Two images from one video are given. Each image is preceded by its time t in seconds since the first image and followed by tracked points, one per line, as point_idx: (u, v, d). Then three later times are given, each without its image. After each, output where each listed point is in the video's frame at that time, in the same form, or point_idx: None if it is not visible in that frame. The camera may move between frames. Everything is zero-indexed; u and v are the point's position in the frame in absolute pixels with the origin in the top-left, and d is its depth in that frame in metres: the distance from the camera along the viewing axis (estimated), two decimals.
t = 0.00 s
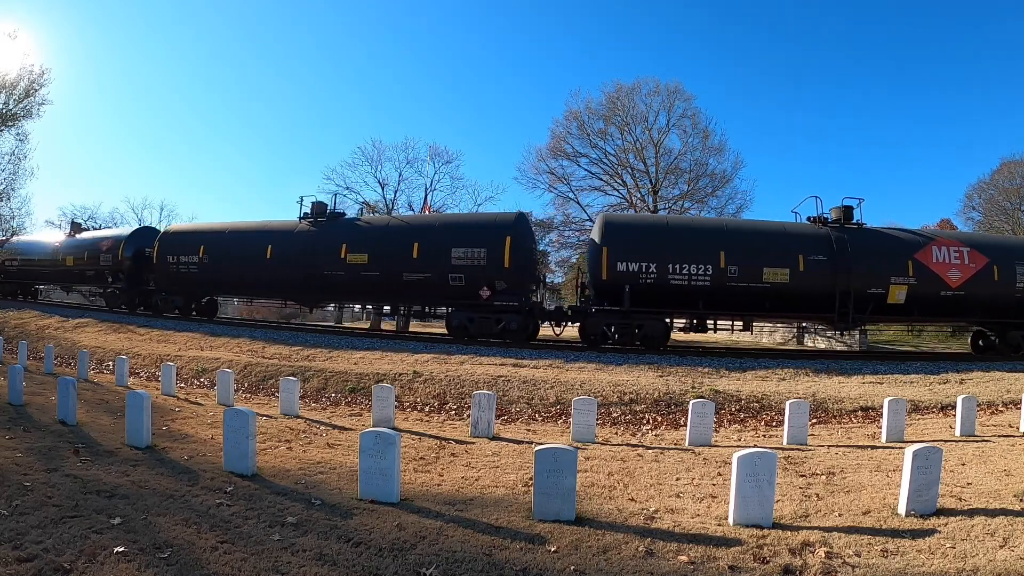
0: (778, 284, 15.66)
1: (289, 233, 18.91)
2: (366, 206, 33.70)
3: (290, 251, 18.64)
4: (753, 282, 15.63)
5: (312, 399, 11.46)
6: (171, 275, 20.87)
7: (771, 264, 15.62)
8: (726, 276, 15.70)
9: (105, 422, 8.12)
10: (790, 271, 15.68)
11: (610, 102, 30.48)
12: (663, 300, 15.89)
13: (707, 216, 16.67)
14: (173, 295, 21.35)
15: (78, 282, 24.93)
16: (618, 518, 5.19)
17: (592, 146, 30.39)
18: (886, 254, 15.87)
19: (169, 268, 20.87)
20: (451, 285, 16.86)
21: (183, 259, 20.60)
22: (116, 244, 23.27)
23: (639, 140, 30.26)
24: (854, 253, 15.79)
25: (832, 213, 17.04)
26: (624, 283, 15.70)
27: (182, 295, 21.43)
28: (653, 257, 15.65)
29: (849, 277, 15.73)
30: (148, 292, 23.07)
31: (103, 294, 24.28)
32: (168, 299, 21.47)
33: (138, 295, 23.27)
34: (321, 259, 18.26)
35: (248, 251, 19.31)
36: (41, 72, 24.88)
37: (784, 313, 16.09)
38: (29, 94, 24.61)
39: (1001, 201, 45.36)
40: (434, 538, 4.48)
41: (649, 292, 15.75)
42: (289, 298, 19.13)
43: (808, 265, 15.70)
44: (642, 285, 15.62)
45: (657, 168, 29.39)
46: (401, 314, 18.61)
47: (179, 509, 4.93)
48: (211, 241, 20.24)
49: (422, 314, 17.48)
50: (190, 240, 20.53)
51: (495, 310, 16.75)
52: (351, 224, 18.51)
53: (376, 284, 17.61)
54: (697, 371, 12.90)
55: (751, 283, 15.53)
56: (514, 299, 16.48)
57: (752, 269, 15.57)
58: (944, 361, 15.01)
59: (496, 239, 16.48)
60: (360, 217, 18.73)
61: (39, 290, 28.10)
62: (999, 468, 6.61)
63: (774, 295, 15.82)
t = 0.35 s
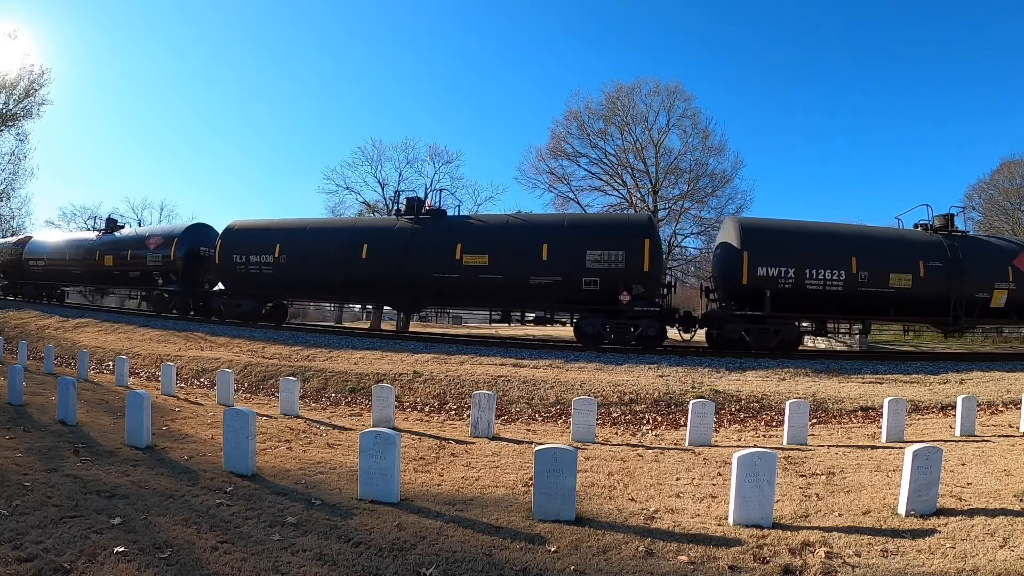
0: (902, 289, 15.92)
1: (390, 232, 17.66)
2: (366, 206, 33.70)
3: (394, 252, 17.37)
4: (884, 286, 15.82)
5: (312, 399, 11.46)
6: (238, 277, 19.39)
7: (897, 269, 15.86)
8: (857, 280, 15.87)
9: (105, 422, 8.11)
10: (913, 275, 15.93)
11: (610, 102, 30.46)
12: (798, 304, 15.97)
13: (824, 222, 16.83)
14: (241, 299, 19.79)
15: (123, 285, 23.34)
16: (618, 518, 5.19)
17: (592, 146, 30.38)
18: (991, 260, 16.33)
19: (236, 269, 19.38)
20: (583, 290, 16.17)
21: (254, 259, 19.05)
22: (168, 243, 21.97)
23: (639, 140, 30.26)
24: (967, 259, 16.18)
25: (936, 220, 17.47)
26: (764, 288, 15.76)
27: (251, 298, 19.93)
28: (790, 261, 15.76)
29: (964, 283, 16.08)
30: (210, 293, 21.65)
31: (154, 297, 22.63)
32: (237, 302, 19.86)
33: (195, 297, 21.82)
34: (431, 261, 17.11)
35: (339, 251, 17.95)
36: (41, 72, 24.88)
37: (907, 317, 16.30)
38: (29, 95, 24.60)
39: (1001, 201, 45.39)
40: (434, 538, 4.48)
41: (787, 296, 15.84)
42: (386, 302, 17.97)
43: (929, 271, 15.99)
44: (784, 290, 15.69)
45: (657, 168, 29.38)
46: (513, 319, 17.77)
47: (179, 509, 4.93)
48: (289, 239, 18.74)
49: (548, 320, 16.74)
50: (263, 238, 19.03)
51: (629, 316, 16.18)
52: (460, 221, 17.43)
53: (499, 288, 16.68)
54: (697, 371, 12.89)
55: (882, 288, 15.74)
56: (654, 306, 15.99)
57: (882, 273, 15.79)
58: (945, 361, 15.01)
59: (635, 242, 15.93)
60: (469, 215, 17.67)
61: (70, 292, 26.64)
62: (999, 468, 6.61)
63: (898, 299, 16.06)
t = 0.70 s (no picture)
0: (1003, 293, 16.68)
1: (511, 232, 16.71)
2: (366, 206, 33.71)
3: (519, 254, 16.44)
4: (991, 291, 16.49)
5: (312, 399, 11.46)
6: (324, 279, 17.81)
7: (1001, 275, 16.55)
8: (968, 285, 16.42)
9: (105, 422, 8.12)
10: (1011, 281, 16.72)
11: (610, 102, 30.45)
12: (917, 309, 16.33)
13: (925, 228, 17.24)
14: (323, 305, 18.22)
15: (177, 288, 21.70)
16: (618, 518, 5.19)
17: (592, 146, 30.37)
18: None
19: (322, 271, 17.81)
20: (724, 296, 15.90)
21: (343, 260, 17.58)
22: (230, 241, 20.30)
23: (639, 140, 30.25)
24: None
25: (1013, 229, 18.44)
26: (891, 293, 16.00)
27: (332, 302, 18.42)
28: (913, 266, 16.05)
29: None
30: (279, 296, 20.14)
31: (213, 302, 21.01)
32: (317, 309, 18.21)
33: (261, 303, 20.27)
34: (559, 263, 16.31)
35: (452, 253, 16.84)
36: (41, 72, 24.90)
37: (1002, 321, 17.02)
38: (29, 95, 24.61)
39: (1001, 201, 45.37)
40: (434, 538, 4.48)
41: (911, 301, 16.14)
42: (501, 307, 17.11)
43: None
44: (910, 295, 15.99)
45: (657, 168, 29.37)
46: (624, 324, 17.30)
47: (179, 509, 4.93)
48: (387, 239, 17.41)
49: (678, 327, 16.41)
50: (355, 237, 17.62)
51: (766, 321, 16.11)
52: (587, 222, 16.71)
53: (636, 293, 16.16)
54: (697, 371, 12.90)
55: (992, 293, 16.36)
56: (792, 310, 15.90)
57: (989, 279, 16.44)
58: (944, 361, 15.00)
59: (775, 247, 15.85)
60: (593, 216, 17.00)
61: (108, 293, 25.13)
62: (999, 468, 6.61)
63: (998, 304, 16.78)
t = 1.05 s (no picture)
0: None
1: (645, 235, 16.16)
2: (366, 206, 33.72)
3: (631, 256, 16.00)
4: None
5: (312, 399, 11.46)
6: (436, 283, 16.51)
7: None
8: None
9: (105, 422, 8.12)
10: None
11: (610, 102, 30.44)
12: (1015, 312, 16.57)
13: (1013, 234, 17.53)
14: (430, 311, 16.89)
15: (243, 291, 19.86)
16: (618, 518, 5.19)
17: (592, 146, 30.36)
18: None
19: (433, 274, 16.53)
20: (852, 300, 15.95)
21: (457, 262, 16.35)
22: (314, 240, 18.60)
23: (639, 140, 30.24)
24: None
25: None
26: (996, 297, 16.19)
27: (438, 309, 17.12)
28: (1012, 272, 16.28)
29: None
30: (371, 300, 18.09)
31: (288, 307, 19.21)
32: (424, 316, 16.85)
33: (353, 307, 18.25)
34: (698, 266, 15.88)
35: (582, 255, 16.04)
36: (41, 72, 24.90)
37: None
38: (29, 95, 24.61)
39: (1001, 201, 45.36)
40: (434, 538, 4.49)
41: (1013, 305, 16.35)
42: (588, 312, 16.72)
43: None
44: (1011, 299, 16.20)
45: (657, 168, 29.37)
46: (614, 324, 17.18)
47: (179, 509, 4.93)
48: (508, 239, 16.31)
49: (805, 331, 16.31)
50: (470, 236, 16.47)
51: (887, 324, 16.28)
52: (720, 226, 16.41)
53: (772, 298, 15.98)
54: (697, 371, 12.91)
55: None
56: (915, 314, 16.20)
57: None
58: (944, 361, 15.00)
59: (900, 252, 16.01)
60: (718, 219, 16.65)
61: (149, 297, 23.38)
62: (999, 468, 6.61)
63: None
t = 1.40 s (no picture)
0: None
1: (783, 239, 15.82)
2: (366, 206, 33.75)
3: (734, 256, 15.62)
4: None
5: (312, 399, 11.46)
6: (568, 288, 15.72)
7: None
8: None
9: (105, 422, 8.12)
10: None
11: (610, 102, 30.45)
12: None
13: None
14: (558, 317, 16.06)
15: (331, 294, 18.57)
16: (618, 518, 5.19)
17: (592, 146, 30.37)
18: None
19: (564, 279, 15.72)
20: (961, 303, 16.03)
21: (593, 266, 15.67)
22: (420, 240, 17.41)
23: (639, 140, 30.26)
24: None
25: None
26: None
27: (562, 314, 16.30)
28: None
29: None
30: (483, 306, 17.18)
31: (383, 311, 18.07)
32: (553, 322, 16.00)
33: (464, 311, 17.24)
34: (835, 271, 15.61)
35: (723, 259, 15.59)
36: (41, 72, 24.87)
37: None
38: (29, 95, 24.60)
39: (1002, 201, 45.33)
40: (434, 538, 4.49)
41: None
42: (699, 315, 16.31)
43: None
44: None
45: (657, 168, 29.38)
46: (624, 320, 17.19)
47: (179, 509, 4.93)
48: (646, 242, 15.76)
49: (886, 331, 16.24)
50: (602, 239, 15.76)
51: (990, 325, 16.47)
52: (846, 230, 16.19)
53: (895, 303, 15.90)
54: (697, 371, 12.91)
55: None
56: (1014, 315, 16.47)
57: None
58: (944, 361, 15.00)
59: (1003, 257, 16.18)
60: (844, 225, 16.45)
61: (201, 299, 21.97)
62: (999, 468, 6.61)
63: None
